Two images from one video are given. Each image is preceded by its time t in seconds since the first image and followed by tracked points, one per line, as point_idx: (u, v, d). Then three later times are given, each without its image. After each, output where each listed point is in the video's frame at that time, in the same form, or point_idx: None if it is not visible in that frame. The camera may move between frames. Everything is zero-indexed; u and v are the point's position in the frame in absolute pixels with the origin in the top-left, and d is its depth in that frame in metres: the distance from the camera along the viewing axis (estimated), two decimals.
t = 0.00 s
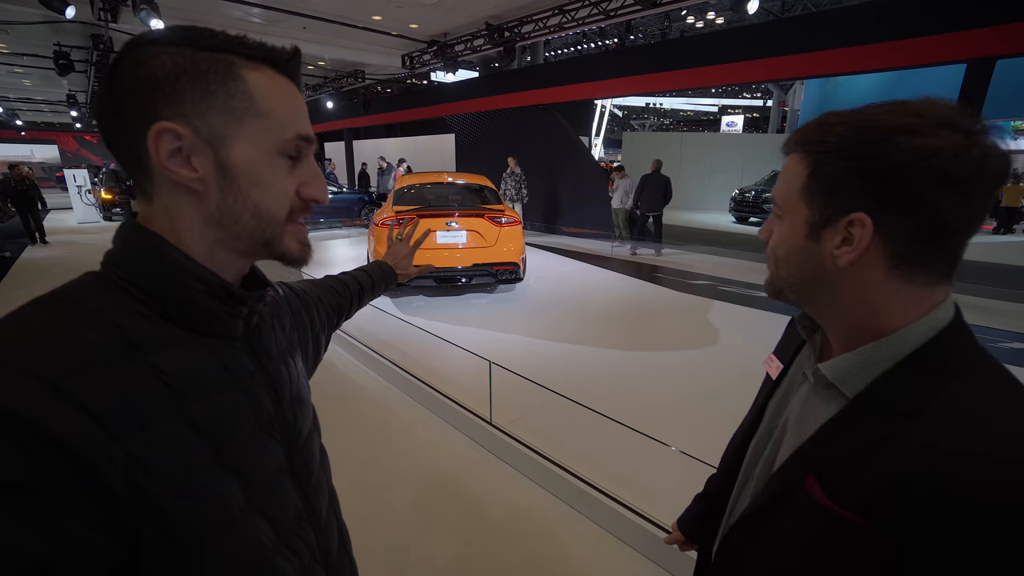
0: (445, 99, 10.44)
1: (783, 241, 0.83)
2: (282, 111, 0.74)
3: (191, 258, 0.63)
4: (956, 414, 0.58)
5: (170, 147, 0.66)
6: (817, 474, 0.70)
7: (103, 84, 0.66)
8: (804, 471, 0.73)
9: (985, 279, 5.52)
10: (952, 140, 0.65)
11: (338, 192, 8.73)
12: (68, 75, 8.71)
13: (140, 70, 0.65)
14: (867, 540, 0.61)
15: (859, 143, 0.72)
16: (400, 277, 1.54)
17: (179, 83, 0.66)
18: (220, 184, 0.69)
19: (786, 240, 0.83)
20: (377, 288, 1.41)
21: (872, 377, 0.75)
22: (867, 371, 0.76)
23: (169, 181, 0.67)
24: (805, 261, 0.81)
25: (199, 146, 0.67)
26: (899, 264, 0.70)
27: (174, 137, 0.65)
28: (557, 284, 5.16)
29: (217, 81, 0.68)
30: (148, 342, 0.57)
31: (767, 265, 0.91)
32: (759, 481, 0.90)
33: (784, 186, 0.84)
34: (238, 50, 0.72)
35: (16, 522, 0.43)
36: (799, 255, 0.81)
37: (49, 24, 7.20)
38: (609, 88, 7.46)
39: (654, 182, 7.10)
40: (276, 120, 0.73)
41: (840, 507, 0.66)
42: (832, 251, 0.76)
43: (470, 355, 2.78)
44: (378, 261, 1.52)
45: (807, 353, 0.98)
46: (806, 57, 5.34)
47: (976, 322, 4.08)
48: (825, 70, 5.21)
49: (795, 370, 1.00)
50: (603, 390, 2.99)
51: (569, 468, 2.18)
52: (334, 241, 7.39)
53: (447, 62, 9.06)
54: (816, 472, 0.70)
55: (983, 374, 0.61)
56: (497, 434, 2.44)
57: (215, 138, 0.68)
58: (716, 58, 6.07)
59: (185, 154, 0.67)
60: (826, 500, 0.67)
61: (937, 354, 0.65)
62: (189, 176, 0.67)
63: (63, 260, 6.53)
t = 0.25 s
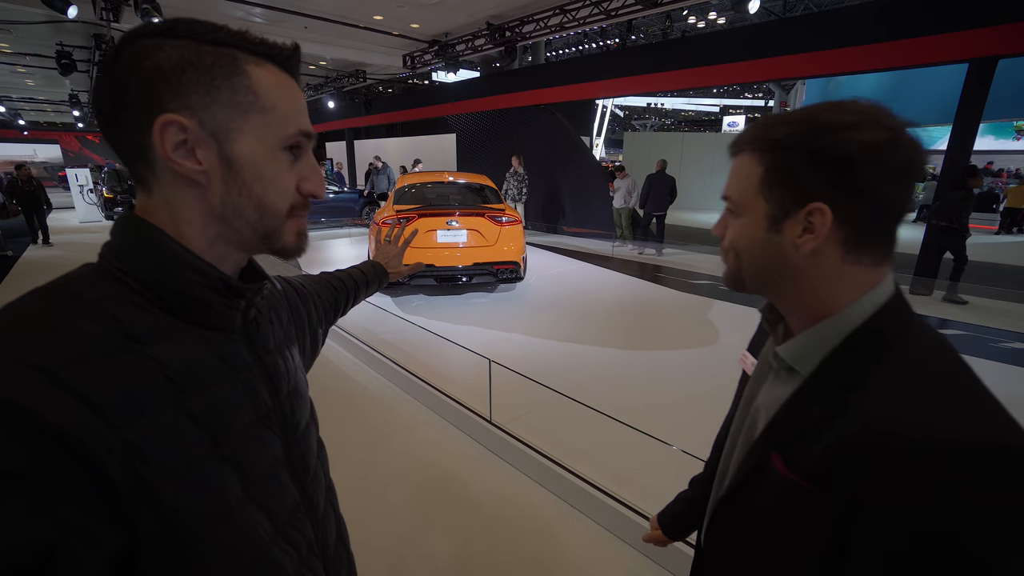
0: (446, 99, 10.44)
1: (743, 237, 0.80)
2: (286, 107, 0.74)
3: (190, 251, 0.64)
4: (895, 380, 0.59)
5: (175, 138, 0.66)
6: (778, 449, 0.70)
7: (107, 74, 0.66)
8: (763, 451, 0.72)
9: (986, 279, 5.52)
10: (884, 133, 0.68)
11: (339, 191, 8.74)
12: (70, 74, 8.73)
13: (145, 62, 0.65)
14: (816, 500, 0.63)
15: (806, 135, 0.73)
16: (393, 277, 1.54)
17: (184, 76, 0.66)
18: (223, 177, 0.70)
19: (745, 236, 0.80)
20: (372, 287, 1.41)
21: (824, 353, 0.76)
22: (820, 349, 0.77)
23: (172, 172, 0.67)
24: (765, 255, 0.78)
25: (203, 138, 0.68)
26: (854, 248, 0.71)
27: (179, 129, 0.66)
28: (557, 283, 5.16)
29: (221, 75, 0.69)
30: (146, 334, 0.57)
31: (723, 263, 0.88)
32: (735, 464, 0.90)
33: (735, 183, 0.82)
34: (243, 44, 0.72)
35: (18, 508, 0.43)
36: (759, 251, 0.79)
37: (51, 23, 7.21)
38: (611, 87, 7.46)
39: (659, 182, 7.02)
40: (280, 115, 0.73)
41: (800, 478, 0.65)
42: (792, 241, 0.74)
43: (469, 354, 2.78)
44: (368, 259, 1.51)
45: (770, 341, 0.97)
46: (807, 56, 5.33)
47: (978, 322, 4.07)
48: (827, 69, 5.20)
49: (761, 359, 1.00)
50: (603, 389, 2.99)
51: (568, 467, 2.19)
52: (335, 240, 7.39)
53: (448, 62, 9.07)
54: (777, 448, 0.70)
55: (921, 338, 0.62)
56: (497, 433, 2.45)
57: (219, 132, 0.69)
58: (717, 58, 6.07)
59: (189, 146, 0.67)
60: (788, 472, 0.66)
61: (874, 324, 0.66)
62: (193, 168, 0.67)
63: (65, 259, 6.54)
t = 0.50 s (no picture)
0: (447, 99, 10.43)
1: (729, 226, 0.84)
2: (278, 104, 0.74)
3: (180, 249, 0.64)
4: (825, 344, 0.66)
5: (163, 133, 0.66)
6: (733, 415, 0.76)
7: (95, 66, 0.66)
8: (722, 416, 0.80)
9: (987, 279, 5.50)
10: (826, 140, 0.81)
11: (339, 191, 8.73)
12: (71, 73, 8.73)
13: (134, 57, 0.65)
14: (758, 454, 0.70)
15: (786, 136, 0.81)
16: (390, 274, 1.55)
17: (174, 71, 0.66)
18: (212, 174, 0.69)
19: (731, 225, 0.83)
20: (366, 287, 1.41)
21: (768, 326, 0.81)
22: (762, 322, 0.82)
23: (160, 168, 0.67)
24: (751, 242, 0.83)
25: (192, 134, 0.67)
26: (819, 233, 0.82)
27: (166, 124, 0.65)
28: (557, 283, 5.16)
29: (212, 72, 0.68)
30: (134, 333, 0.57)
31: (696, 254, 0.89)
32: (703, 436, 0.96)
33: (714, 177, 0.84)
34: (236, 40, 0.72)
35: None
36: (743, 239, 0.83)
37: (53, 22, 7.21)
38: (611, 87, 7.45)
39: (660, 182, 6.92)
40: (271, 112, 0.73)
41: (749, 438, 0.72)
42: (778, 229, 0.81)
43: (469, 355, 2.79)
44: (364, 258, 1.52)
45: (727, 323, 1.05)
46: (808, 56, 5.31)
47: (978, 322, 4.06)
48: (828, 69, 5.18)
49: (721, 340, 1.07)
50: (603, 390, 2.98)
51: (566, 467, 2.18)
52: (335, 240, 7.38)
53: (449, 61, 9.07)
54: (732, 414, 0.76)
55: (854, 308, 0.71)
56: (495, 433, 2.45)
57: (209, 128, 0.68)
58: (717, 58, 6.06)
59: (177, 142, 0.67)
60: (741, 433, 0.73)
61: (816, 298, 0.74)
62: (181, 164, 0.67)
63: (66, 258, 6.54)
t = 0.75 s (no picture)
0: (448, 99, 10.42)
1: (704, 214, 0.91)
2: (272, 105, 0.73)
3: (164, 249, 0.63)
4: (783, 317, 0.74)
5: (153, 129, 0.64)
6: (701, 383, 0.85)
7: (83, 56, 0.63)
8: (690, 383, 0.89)
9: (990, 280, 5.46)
10: (790, 138, 0.90)
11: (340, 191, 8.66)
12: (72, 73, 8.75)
13: (127, 50, 0.63)
14: (720, 415, 0.79)
15: (755, 134, 0.89)
16: (390, 271, 1.52)
17: (168, 68, 0.65)
18: (202, 172, 0.68)
19: (706, 213, 0.91)
20: (365, 282, 1.39)
21: (735, 304, 0.91)
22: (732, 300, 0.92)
23: (148, 164, 0.65)
24: (724, 229, 0.90)
25: (183, 130, 0.66)
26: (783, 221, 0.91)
27: (158, 119, 0.64)
28: (558, 283, 5.13)
29: (206, 69, 0.67)
30: (114, 334, 0.56)
31: (676, 240, 0.97)
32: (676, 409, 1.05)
33: (692, 171, 0.91)
34: (231, 40, 0.71)
35: None
36: (718, 227, 0.90)
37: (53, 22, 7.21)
38: (612, 87, 7.43)
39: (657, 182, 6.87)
40: (265, 112, 0.72)
41: (712, 401, 0.81)
42: (749, 218, 0.89)
43: (470, 355, 2.80)
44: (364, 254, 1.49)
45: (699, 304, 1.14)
46: (808, 55, 5.29)
47: (981, 323, 4.03)
48: (829, 69, 5.16)
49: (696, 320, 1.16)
50: (602, 391, 2.95)
51: (564, 466, 2.17)
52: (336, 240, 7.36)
53: (449, 61, 9.06)
54: (700, 383, 0.85)
55: (809, 284, 0.81)
56: (493, 434, 2.43)
57: (201, 126, 0.67)
58: (718, 57, 6.04)
59: (169, 139, 0.65)
60: (707, 398, 0.82)
61: (778, 276, 0.83)
62: (171, 161, 0.65)
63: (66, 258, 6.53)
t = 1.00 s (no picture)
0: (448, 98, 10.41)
1: (719, 199, 0.92)
2: (266, 97, 0.73)
3: (156, 244, 0.62)
4: (777, 303, 0.78)
5: (150, 121, 0.63)
6: (692, 358, 0.88)
7: (71, 47, 0.62)
8: (680, 359, 0.92)
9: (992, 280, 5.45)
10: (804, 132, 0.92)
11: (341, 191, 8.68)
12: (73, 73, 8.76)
13: (119, 42, 0.62)
14: (709, 389, 0.83)
15: (774, 126, 0.90)
16: (381, 273, 1.51)
17: (162, 59, 0.64)
18: (200, 163, 0.68)
19: (721, 198, 0.92)
20: (357, 286, 1.38)
21: (731, 286, 0.94)
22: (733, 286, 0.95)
23: (145, 156, 0.64)
24: (734, 217, 0.92)
25: (181, 122, 0.65)
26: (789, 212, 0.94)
27: (155, 111, 0.63)
28: (558, 283, 5.13)
29: (200, 61, 0.67)
30: (102, 329, 0.55)
31: (686, 222, 0.98)
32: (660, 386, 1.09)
33: (713, 156, 0.92)
34: (220, 32, 0.70)
35: None
36: (730, 213, 0.92)
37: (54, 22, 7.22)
38: (612, 87, 7.42)
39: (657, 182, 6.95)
40: (260, 103, 0.72)
41: (703, 374, 0.85)
42: (759, 206, 0.91)
43: (469, 356, 2.81)
44: (356, 257, 1.49)
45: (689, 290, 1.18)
46: (808, 55, 5.27)
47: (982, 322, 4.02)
48: (830, 68, 5.15)
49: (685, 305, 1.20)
50: (602, 391, 2.93)
51: (563, 466, 2.16)
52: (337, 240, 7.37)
53: (450, 60, 9.06)
54: (692, 358, 0.88)
55: (799, 275, 0.85)
56: (492, 433, 2.42)
57: (198, 117, 0.66)
58: (719, 57, 6.03)
59: (166, 130, 0.64)
60: (697, 372, 0.85)
61: (772, 264, 0.87)
62: (169, 153, 0.65)
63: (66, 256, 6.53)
